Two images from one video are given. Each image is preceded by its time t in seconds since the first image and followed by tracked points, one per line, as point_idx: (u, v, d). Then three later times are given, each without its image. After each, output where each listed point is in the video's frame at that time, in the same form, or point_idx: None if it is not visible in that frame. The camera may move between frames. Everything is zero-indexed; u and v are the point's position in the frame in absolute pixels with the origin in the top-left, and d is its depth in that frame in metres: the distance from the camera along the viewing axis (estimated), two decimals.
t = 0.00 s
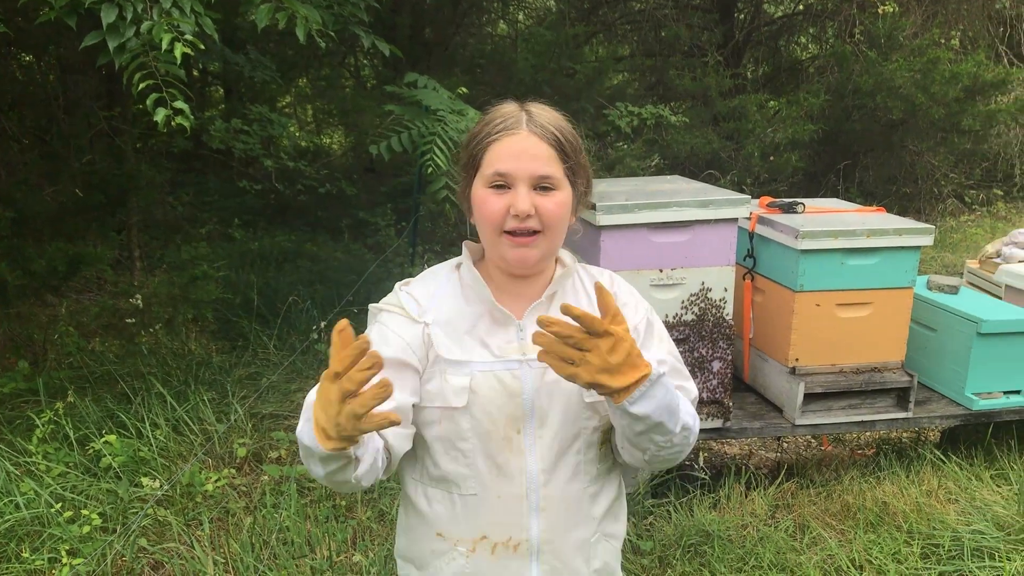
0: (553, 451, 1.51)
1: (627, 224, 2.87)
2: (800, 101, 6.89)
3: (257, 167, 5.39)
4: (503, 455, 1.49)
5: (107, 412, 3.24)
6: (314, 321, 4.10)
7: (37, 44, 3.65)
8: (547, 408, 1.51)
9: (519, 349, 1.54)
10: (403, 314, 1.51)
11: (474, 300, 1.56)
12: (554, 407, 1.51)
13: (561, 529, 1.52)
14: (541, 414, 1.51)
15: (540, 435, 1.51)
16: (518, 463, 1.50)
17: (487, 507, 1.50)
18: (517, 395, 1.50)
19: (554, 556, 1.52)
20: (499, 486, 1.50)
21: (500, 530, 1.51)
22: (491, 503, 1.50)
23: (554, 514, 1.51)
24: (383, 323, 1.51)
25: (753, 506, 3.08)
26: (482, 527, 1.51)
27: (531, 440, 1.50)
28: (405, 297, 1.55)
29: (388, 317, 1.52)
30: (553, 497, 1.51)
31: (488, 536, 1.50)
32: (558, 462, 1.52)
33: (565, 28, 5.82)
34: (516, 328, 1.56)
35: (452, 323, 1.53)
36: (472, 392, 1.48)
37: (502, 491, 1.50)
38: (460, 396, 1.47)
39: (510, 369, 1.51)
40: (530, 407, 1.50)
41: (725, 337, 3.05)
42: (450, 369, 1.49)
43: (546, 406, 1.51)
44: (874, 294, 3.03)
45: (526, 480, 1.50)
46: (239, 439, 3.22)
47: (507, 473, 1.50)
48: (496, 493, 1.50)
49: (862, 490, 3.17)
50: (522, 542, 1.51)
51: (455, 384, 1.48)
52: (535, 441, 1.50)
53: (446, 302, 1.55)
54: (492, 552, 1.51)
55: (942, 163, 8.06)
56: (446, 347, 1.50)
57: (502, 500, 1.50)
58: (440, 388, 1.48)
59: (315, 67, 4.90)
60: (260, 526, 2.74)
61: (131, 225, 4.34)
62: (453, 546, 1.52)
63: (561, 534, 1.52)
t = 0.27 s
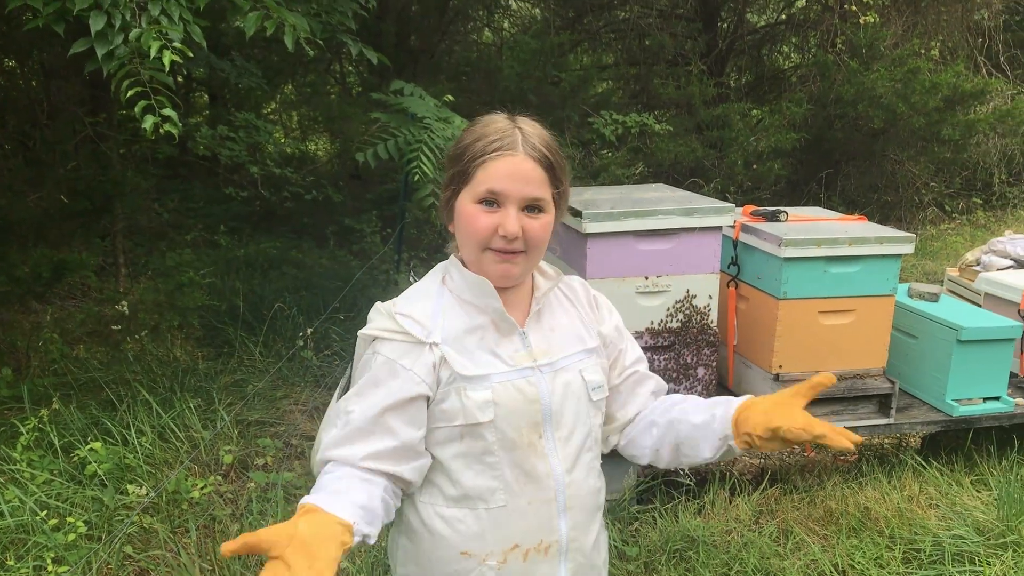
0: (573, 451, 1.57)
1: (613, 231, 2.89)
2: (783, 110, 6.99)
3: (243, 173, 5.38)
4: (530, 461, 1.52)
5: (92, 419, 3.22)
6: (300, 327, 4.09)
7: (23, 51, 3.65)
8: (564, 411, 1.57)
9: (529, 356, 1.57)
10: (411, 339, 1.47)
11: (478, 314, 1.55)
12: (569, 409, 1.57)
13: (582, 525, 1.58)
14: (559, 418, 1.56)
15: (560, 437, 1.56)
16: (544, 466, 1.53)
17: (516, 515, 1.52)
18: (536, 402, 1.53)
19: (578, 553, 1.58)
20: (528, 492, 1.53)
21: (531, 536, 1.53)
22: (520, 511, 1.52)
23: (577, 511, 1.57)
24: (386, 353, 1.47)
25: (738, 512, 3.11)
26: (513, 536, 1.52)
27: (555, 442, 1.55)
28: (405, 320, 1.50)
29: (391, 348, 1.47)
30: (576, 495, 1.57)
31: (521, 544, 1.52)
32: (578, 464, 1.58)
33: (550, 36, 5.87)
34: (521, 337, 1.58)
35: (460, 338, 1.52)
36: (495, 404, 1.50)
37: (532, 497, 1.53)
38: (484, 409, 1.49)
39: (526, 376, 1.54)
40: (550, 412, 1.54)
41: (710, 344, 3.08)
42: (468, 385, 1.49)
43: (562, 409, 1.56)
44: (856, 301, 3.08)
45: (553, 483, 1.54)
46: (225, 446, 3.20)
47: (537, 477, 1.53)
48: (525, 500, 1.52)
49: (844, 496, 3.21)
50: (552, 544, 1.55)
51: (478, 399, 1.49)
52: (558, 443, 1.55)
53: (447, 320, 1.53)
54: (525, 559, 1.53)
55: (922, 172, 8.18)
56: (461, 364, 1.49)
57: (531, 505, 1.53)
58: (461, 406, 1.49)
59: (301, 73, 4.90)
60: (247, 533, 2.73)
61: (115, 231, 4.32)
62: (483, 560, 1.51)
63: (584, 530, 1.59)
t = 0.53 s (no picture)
0: (552, 469, 1.58)
1: (608, 239, 2.89)
2: (777, 118, 7.03)
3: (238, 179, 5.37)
4: (506, 478, 1.54)
5: (84, 426, 3.19)
6: (293, 334, 4.07)
7: (15, 56, 3.59)
8: (547, 428, 1.57)
9: (512, 372, 1.57)
10: (388, 357, 1.48)
11: (457, 330, 1.56)
12: (552, 426, 1.58)
13: (560, 540, 1.60)
14: (541, 435, 1.56)
15: (540, 455, 1.57)
16: (522, 484, 1.55)
17: (491, 531, 1.55)
18: (517, 420, 1.53)
19: (554, 568, 1.60)
20: (503, 509, 1.55)
21: (507, 551, 1.56)
22: (496, 527, 1.55)
23: (554, 527, 1.59)
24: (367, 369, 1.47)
25: (733, 520, 3.10)
26: (489, 550, 1.55)
27: (532, 460, 1.56)
28: (383, 337, 1.51)
29: (371, 364, 1.48)
30: (554, 512, 1.59)
31: (495, 558, 1.55)
32: (557, 480, 1.59)
33: (545, 44, 5.89)
34: (504, 353, 1.58)
35: (438, 356, 1.52)
36: (472, 421, 1.50)
37: (508, 514, 1.55)
38: (461, 427, 1.49)
39: (507, 394, 1.54)
40: (531, 430, 1.55)
41: (705, 351, 3.08)
42: (446, 402, 1.49)
43: (545, 427, 1.57)
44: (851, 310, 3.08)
45: (530, 500, 1.56)
46: (218, 453, 3.18)
47: (513, 494, 1.55)
48: (501, 517, 1.55)
49: (840, 504, 3.20)
50: (527, 559, 1.57)
51: (454, 416, 1.49)
52: (534, 460, 1.56)
53: (427, 337, 1.53)
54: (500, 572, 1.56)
55: (915, 181, 8.21)
56: (439, 380, 1.50)
57: (507, 521, 1.55)
58: (439, 422, 1.48)
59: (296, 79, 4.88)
60: (239, 541, 2.71)
61: (109, 236, 4.31)
62: (457, 571, 1.56)
63: (562, 545, 1.61)
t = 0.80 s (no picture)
0: (564, 468, 1.57)
1: (610, 237, 2.88)
2: (778, 117, 7.03)
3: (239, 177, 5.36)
4: (518, 475, 1.54)
5: (85, 424, 3.19)
6: (294, 332, 4.07)
7: (15, 55, 3.57)
8: (560, 429, 1.56)
9: (527, 371, 1.56)
10: (405, 346, 1.50)
11: (475, 324, 1.56)
12: (565, 427, 1.57)
13: (571, 540, 1.60)
14: (554, 435, 1.56)
15: (552, 454, 1.57)
16: (533, 482, 1.55)
17: (501, 526, 1.55)
18: (530, 418, 1.53)
19: (564, 567, 1.60)
20: (514, 506, 1.55)
21: (516, 547, 1.56)
22: (506, 523, 1.55)
23: (565, 527, 1.59)
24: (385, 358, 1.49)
25: (735, 518, 3.09)
26: (498, 546, 1.56)
27: (544, 459, 1.56)
28: (402, 327, 1.52)
29: (388, 354, 1.49)
30: (565, 512, 1.58)
31: (505, 554, 1.55)
32: (569, 479, 1.58)
33: (546, 42, 5.88)
34: (520, 350, 1.57)
35: (454, 350, 1.53)
36: (485, 418, 1.51)
37: (518, 511, 1.55)
38: (475, 423, 1.50)
39: (522, 391, 1.54)
40: (543, 429, 1.54)
41: (708, 350, 3.07)
42: (461, 397, 1.50)
43: (558, 427, 1.56)
44: (854, 308, 3.07)
45: (541, 499, 1.55)
46: (219, 451, 3.18)
47: (523, 492, 1.55)
48: (511, 513, 1.55)
49: (842, 503, 3.20)
50: (537, 557, 1.57)
51: (468, 412, 1.50)
52: (547, 459, 1.56)
53: (446, 330, 1.54)
54: (508, 568, 1.57)
55: (917, 179, 8.21)
56: (455, 375, 1.51)
57: (517, 518, 1.56)
58: (452, 416, 1.50)
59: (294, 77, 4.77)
60: (240, 539, 2.71)
61: (110, 234, 4.30)
62: (467, 564, 1.57)
63: (572, 545, 1.60)
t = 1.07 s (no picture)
0: (562, 461, 1.54)
1: (615, 232, 2.88)
2: (783, 111, 7.02)
3: (242, 173, 5.37)
4: (513, 465, 1.53)
5: (91, 419, 3.20)
6: (299, 327, 4.08)
7: (20, 52, 3.58)
8: (558, 421, 1.54)
9: (528, 361, 1.55)
10: (409, 329, 1.53)
11: (480, 312, 1.57)
12: (564, 420, 1.54)
13: (567, 535, 1.56)
14: (551, 427, 1.53)
15: (550, 446, 1.54)
16: (527, 474, 1.53)
17: (496, 514, 1.55)
18: (527, 408, 1.52)
19: (560, 561, 1.57)
20: (508, 495, 1.54)
21: (510, 536, 1.55)
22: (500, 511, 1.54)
23: (561, 521, 1.56)
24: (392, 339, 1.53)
25: (740, 513, 3.09)
26: (493, 532, 1.56)
27: (540, 451, 1.53)
28: (411, 310, 1.56)
29: (396, 335, 1.53)
30: (561, 506, 1.55)
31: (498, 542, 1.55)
32: (567, 472, 1.55)
33: (550, 37, 5.87)
34: (523, 339, 1.56)
35: (458, 335, 1.54)
36: (480, 405, 1.51)
37: (512, 501, 1.54)
38: (470, 409, 1.50)
39: (520, 381, 1.53)
40: (539, 420, 1.52)
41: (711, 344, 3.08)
42: (459, 383, 1.51)
43: (556, 419, 1.54)
44: (858, 302, 3.06)
45: (535, 491, 1.53)
46: (224, 446, 3.19)
47: (518, 482, 1.53)
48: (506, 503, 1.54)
49: (847, 497, 3.19)
50: (530, 548, 1.56)
51: (464, 398, 1.50)
52: (543, 451, 1.53)
53: (452, 315, 1.56)
54: (501, 556, 1.56)
55: (922, 174, 8.18)
56: (455, 361, 1.52)
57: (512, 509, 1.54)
58: (451, 401, 1.51)
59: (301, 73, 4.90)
60: (246, 533, 2.72)
61: (115, 230, 4.31)
62: (465, 548, 1.58)
63: (568, 540, 1.57)
